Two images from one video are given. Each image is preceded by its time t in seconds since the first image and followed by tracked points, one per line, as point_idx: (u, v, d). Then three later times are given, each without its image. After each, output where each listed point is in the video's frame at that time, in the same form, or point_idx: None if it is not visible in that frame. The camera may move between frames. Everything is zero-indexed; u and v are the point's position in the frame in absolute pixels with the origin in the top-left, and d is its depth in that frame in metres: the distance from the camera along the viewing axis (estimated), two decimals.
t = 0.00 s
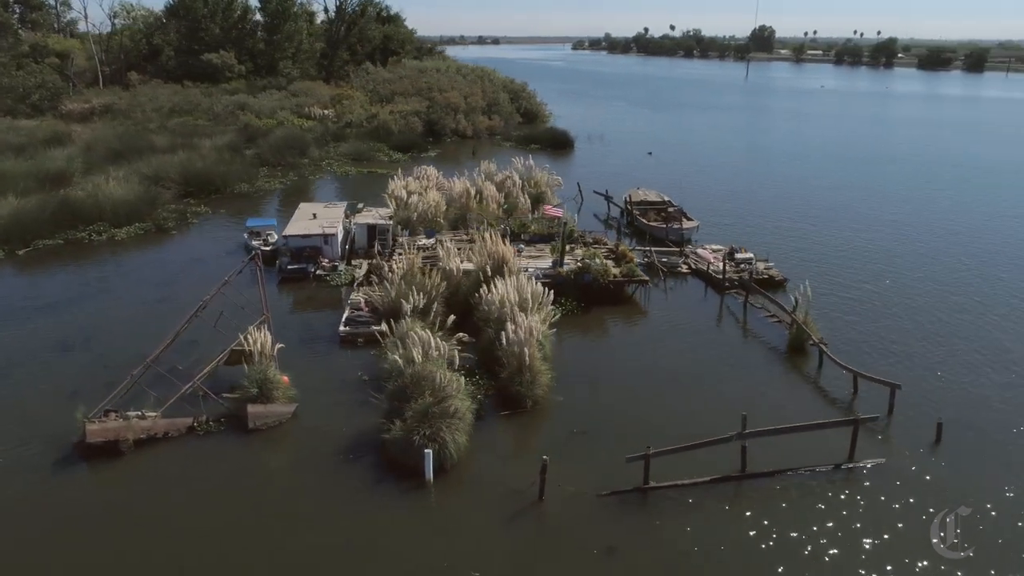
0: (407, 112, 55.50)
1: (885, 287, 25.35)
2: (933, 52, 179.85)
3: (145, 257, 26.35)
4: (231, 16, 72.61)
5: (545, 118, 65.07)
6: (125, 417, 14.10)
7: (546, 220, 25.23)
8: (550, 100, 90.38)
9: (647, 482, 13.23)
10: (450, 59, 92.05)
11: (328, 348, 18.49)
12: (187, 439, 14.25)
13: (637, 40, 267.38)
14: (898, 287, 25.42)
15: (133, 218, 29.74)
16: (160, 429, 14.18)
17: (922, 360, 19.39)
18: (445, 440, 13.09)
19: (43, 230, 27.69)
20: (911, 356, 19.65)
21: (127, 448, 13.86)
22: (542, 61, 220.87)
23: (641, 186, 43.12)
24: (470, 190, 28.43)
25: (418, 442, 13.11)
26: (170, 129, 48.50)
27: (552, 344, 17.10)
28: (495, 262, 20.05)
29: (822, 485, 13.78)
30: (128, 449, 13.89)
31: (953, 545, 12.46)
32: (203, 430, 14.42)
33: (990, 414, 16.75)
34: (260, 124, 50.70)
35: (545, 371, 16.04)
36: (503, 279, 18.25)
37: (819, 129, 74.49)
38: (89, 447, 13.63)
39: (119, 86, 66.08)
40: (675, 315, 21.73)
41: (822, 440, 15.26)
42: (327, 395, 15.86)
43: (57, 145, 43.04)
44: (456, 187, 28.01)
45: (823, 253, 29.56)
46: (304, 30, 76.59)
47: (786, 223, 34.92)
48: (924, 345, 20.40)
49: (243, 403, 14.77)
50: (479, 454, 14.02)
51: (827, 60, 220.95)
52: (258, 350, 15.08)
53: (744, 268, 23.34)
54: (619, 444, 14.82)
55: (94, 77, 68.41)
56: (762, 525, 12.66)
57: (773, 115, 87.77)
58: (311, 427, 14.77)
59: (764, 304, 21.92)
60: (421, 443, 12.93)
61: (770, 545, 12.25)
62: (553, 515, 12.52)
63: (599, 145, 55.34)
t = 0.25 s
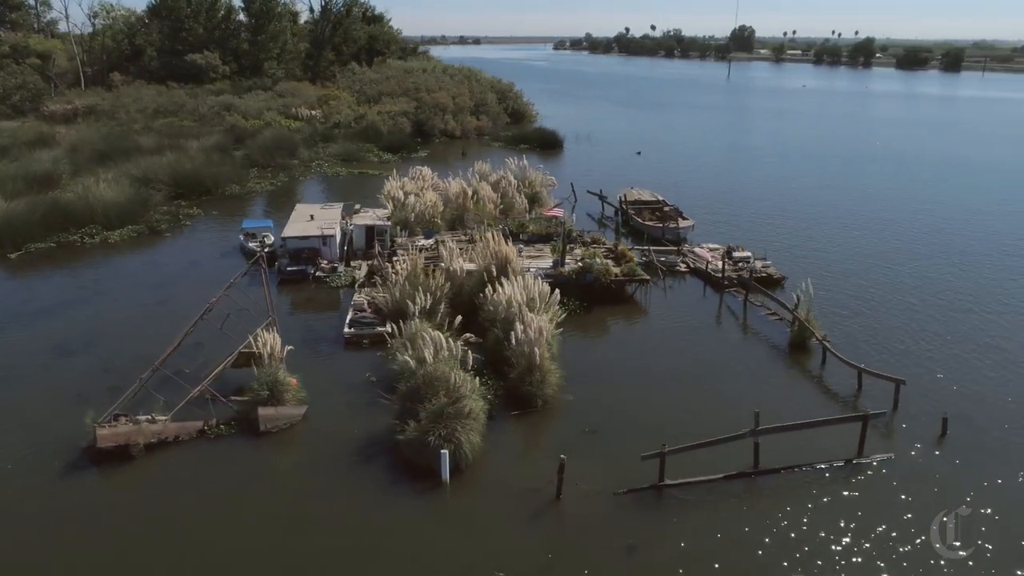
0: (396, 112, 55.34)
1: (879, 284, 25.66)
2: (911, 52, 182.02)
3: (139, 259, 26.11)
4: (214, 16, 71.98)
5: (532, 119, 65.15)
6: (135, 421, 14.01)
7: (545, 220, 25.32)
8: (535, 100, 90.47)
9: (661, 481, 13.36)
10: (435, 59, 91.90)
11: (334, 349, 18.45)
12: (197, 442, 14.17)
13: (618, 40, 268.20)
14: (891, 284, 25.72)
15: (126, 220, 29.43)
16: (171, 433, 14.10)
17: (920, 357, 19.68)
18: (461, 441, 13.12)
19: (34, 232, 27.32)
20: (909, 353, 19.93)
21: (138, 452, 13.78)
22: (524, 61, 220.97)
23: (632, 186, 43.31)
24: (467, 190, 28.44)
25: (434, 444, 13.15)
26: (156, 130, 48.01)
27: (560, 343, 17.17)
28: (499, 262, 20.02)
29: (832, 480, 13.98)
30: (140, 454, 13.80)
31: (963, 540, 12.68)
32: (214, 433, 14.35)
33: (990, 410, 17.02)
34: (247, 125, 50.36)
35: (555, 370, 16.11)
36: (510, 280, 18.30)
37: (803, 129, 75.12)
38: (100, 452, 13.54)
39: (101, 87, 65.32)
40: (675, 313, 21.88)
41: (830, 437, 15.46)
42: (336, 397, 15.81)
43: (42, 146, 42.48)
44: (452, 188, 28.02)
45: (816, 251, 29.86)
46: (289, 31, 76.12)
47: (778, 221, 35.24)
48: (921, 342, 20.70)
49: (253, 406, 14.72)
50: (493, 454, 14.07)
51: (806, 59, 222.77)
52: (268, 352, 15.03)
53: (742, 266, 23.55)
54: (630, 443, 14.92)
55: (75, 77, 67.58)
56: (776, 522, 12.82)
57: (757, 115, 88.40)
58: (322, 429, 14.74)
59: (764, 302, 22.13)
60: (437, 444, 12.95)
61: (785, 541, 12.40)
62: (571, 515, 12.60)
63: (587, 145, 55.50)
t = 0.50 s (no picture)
0: (383, 112, 55.17)
1: (873, 282, 26.03)
2: (887, 52, 184.21)
3: (135, 261, 25.88)
4: (196, 16, 71.29)
5: (519, 119, 65.24)
6: (148, 426, 13.95)
7: (543, 220, 25.42)
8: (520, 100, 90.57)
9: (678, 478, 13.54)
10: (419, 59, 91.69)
11: (340, 350, 18.43)
12: (211, 446, 14.13)
13: (598, 40, 269.00)
14: (884, 282, 26.11)
15: (118, 223, 29.13)
16: (184, 437, 14.05)
17: (918, 353, 20.02)
18: (480, 441, 13.18)
19: (26, 235, 26.98)
20: (908, 349, 20.28)
21: (152, 456, 13.73)
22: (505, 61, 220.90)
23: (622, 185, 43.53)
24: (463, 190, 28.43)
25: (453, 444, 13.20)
26: (141, 132, 47.49)
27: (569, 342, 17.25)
28: (503, 262, 19.88)
29: (843, 475, 14.22)
30: (154, 458, 13.75)
31: (973, 532, 12.95)
32: (228, 437, 14.32)
33: (990, 404, 17.36)
34: (234, 126, 49.97)
35: (566, 369, 16.20)
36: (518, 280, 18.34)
37: (786, 128, 75.88)
38: (114, 457, 13.48)
39: (82, 88, 64.48)
40: (676, 312, 22.06)
41: (838, 433, 15.69)
42: (348, 398, 15.82)
43: (26, 148, 41.89)
44: (449, 188, 28.02)
45: (808, 250, 30.23)
46: (272, 31, 75.58)
47: (768, 220, 35.60)
48: (918, 338, 21.06)
49: (266, 409, 14.69)
50: (509, 454, 14.15)
51: (785, 59, 224.71)
52: (279, 355, 15.00)
53: (741, 264, 23.79)
54: (643, 442, 15.05)
55: (55, 79, 66.65)
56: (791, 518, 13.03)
57: (739, 114, 89.12)
58: (336, 430, 14.74)
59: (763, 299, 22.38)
60: (456, 444, 13.00)
61: (801, 537, 12.61)
62: (591, 514, 12.69)
63: (575, 145, 55.69)
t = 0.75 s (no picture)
0: (372, 113, 55.00)
1: (867, 280, 26.34)
2: (867, 52, 186.12)
3: (130, 263, 25.66)
4: (180, 16, 70.66)
5: (506, 119, 65.27)
6: (159, 430, 13.88)
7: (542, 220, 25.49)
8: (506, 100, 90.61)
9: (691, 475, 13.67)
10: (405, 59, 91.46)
11: (346, 352, 18.39)
12: (223, 449, 14.09)
13: (580, 40, 269.61)
14: (878, 280, 26.44)
15: (110, 224, 28.84)
16: (196, 441, 14.00)
17: (916, 350, 20.30)
18: (494, 441, 13.23)
19: (18, 238, 26.66)
20: (906, 347, 20.56)
21: (164, 460, 13.66)
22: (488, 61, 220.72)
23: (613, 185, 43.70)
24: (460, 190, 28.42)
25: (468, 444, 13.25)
26: (128, 133, 47.03)
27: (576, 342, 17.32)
28: (507, 262, 19.83)
29: (851, 471, 14.42)
30: (165, 462, 13.69)
31: (981, 525, 13.18)
32: (239, 439, 14.28)
33: (989, 398, 17.64)
34: (222, 127, 49.61)
35: (574, 369, 16.28)
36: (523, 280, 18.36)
37: (771, 127, 76.52)
38: (126, 461, 13.40)
39: (65, 89, 63.71)
40: (676, 310, 22.22)
41: (844, 429, 15.89)
42: (358, 400, 15.81)
43: (11, 150, 41.35)
44: (445, 188, 27.99)
45: (801, 249, 30.52)
46: (257, 31, 75.07)
47: (760, 219, 35.93)
48: (915, 335, 21.37)
49: (276, 411, 14.66)
50: (522, 455, 14.22)
51: (766, 59, 226.36)
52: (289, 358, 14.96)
53: (738, 263, 24.00)
54: (653, 440, 15.16)
55: (36, 79, 65.79)
56: (803, 514, 13.19)
57: (724, 113, 89.71)
58: (347, 431, 14.73)
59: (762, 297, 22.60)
60: (471, 444, 13.04)
61: (813, 533, 12.77)
62: (607, 513, 12.78)
63: (564, 145, 55.82)
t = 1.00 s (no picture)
0: (359, 113, 54.79)
1: (860, 279, 26.74)
2: (843, 52, 188.13)
3: (125, 266, 25.43)
4: (161, 16, 69.91)
5: (492, 119, 65.28)
6: (171, 434, 13.79)
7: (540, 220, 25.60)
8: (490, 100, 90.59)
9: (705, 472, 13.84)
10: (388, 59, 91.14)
11: (351, 352, 18.35)
12: (236, 451, 14.03)
13: (559, 40, 270.13)
14: (870, 278, 26.85)
15: (102, 227, 28.54)
16: (209, 444, 13.92)
17: (911, 347, 20.69)
18: (510, 441, 13.30)
19: (8, 242, 26.31)
20: (901, 343, 20.95)
21: (177, 465, 13.57)
22: (469, 61, 220.35)
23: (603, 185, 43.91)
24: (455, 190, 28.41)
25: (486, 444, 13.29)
26: (112, 134, 46.48)
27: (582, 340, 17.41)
28: (511, 262, 19.89)
29: (860, 465, 14.66)
30: (179, 466, 13.59)
31: (988, 515, 13.47)
32: (251, 443, 14.23)
33: (987, 391, 18.00)
34: (208, 128, 49.20)
35: (583, 368, 16.37)
36: (529, 280, 18.44)
37: (753, 126, 77.21)
38: (140, 466, 13.31)
39: (44, 90, 62.80)
40: (676, 309, 22.39)
41: (849, 424, 16.13)
42: (368, 401, 15.83)
43: None
44: (441, 189, 27.98)
45: (793, 248, 30.89)
46: (239, 31, 74.45)
47: (749, 218, 36.31)
48: (910, 332, 21.77)
49: (289, 414, 14.62)
50: (537, 455, 14.30)
51: (745, 58, 228.16)
52: (299, 359, 14.91)
53: (735, 261, 24.23)
54: (664, 437, 15.32)
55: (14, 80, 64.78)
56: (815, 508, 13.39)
57: (706, 113, 90.40)
58: (360, 433, 14.73)
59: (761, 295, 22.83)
60: (488, 444, 13.10)
61: (825, 527, 12.98)
62: (625, 512, 12.90)
63: (552, 145, 55.95)
